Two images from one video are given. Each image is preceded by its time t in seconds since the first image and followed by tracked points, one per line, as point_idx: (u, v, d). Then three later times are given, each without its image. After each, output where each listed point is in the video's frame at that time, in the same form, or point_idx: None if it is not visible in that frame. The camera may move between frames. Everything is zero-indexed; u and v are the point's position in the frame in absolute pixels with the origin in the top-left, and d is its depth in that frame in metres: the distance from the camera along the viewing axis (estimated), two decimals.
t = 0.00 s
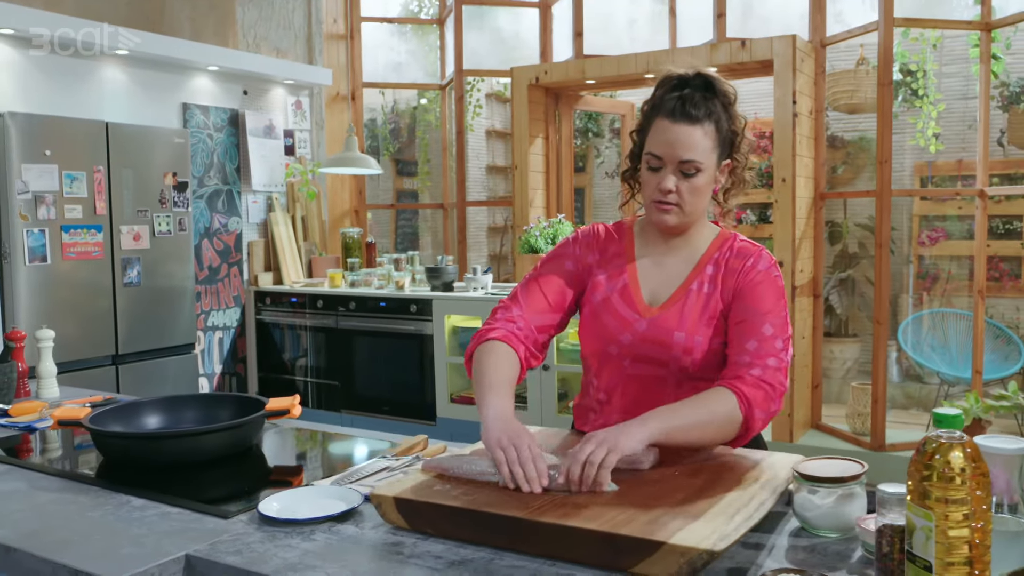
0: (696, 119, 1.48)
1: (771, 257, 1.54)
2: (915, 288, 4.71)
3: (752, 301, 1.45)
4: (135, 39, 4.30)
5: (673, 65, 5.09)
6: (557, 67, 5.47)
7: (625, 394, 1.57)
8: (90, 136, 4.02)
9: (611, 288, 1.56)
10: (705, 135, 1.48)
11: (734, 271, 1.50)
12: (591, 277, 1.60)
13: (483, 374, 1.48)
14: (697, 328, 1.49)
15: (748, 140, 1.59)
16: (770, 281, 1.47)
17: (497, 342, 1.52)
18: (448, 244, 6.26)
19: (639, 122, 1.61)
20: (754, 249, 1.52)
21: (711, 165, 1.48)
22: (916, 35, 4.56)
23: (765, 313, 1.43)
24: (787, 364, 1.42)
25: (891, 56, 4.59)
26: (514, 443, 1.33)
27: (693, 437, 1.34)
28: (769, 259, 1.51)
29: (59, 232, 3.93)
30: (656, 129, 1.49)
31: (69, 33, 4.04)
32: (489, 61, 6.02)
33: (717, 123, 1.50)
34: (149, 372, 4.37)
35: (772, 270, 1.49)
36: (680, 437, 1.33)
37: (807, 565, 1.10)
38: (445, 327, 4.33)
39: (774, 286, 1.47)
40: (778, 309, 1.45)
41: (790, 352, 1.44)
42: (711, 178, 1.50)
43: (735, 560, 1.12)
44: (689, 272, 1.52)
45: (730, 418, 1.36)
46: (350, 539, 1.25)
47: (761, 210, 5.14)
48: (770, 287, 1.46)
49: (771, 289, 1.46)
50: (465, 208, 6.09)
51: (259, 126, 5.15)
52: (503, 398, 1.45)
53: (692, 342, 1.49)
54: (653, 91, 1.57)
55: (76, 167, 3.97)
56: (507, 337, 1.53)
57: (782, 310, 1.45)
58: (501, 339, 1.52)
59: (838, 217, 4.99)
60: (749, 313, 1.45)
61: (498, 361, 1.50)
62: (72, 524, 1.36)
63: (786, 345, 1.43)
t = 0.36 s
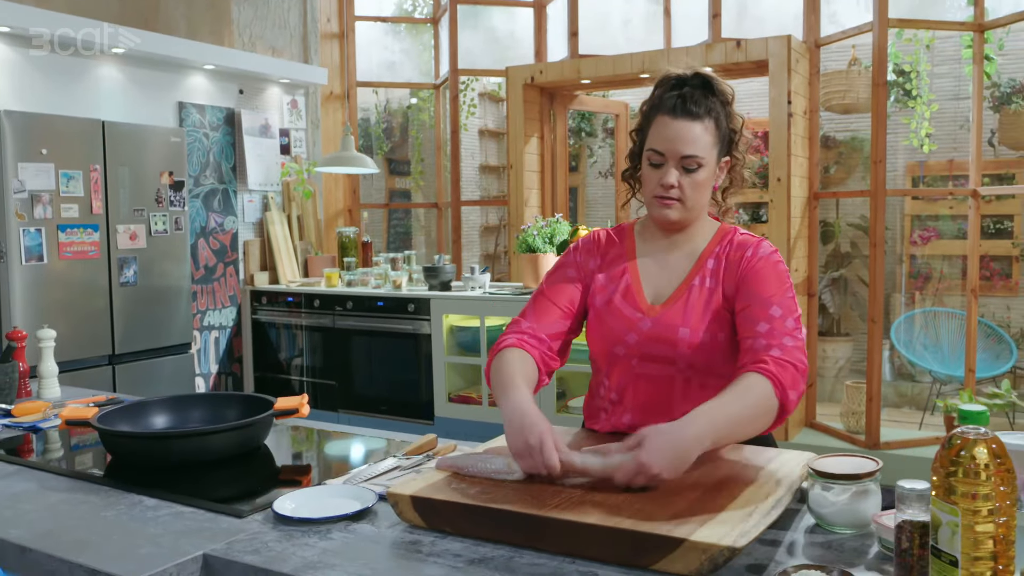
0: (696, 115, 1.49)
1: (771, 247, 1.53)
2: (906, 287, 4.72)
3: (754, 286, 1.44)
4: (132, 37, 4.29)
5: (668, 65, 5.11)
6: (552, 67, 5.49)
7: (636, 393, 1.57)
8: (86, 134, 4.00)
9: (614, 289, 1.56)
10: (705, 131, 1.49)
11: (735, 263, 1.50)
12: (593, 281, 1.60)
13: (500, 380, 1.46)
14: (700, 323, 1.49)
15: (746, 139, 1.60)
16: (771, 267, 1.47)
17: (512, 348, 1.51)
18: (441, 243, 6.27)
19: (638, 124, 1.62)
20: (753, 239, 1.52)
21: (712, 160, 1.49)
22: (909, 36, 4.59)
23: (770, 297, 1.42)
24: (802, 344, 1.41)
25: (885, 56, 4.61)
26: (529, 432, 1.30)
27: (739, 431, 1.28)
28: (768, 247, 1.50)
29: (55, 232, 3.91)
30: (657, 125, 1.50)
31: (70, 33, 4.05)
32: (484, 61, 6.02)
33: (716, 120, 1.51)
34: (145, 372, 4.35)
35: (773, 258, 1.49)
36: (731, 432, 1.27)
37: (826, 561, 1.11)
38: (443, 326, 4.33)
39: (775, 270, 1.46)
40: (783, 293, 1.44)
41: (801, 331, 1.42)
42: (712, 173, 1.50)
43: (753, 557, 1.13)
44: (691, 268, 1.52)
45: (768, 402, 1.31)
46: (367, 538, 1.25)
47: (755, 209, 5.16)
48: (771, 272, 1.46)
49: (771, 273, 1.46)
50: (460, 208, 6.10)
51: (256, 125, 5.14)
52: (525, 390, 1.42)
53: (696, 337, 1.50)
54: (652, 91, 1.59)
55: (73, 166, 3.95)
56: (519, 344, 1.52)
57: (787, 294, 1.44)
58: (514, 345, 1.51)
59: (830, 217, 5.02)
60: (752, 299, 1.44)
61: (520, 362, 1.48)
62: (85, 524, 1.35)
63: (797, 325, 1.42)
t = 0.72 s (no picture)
0: (705, 119, 1.49)
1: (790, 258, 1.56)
2: (899, 287, 4.76)
3: (780, 304, 1.47)
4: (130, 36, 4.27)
5: (665, 65, 5.11)
6: (549, 67, 5.50)
7: (649, 395, 1.58)
8: (84, 133, 3.98)
9: (632, 289, 1.57)
10: (715, 134, 1.49)
11: (757, 272, 1.51)
12: (612, 280, 1.60)
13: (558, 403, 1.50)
14: (722, 330, 1.50)
15: (756, 136, 1.60)
16: (794, 281, 1.50)
17: (563, 373, 1.53)
18: (437, 243, 6.27)
19: (648, 128, 1.62)
20: (774, 248, 1.54)
21: (724, 162, 1.49)
22: (906, 37, 4.62)
23: (796, 317, 1.46)
24: (824, 365, 1.46)
25: (881, 56, 4.63)
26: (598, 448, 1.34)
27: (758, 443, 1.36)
28: (790, 259, 1.53)
29: (53, 231, 3.90)
30: (668, 131, 1.51)
31: (69, 33, 4.07)
32: (480, 60, 6.02)
33: (725, 122, 1.51)
34: (142, 373, 4.33)
35: (795, 271, 1.52)
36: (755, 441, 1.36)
37: (843, 559, 1.12)
38: (442, 326, 4.32)
39: (797, 285, 1.50)
40: (806, 311, 1.47)
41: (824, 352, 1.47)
42: (725, 176, 1.50)
43: (772, 555, 1.14)
44: (711, 274, 1.53)
45: (796, 419, 1.39)
46: (384, 538, 1.25)
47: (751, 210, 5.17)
48: (795, 287, 1.49)
49: (795, 289, 1.49)
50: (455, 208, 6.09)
51: (253, 124, 5.13)
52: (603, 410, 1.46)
53: (716, 343, 1.50)
54: (660, 94, 1.59)
55: (70, 166, 3.93)
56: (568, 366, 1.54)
57: (810, 313, 1.48)
58: (564, 369, 1.53)
59: (825, 217, 5.04)
60: (779, 318, 1.47)
61: (579, 384, 1.51)
62: (99, 525, 1.35)
63: (820, 346, 1.46)
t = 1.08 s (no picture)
0: (706, 119, 1.49)
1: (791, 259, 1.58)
2: (882, 287, 4.81)
3: (785, 303, 1.48)
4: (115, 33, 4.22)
5: (652, 65, 5.13)
6: (536, 67, 5.50)
7: (651, 391, 1.57)
8: (69, 132, 3.94)
9: (638, 285, 1.57)
10: (717, 134, 1.49)
11: (762, 272, 1.52)
12: (617, 274, 1.60)
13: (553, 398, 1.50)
14: (728, 328, 1.51)
15: (758, 134, 1.61)
16: (798, 281, 1.51)
17: (558, 364, 1.53)
18: (422, 243, 6.26)
19: (650, 129, 1.62)
20: (778, 249, 1.55)
21: (726, 161, 1.49)
22: (890, 39, 4.66)
23: (801, 316, 1.47)
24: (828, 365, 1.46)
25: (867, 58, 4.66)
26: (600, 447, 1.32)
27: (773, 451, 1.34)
28: (793, 260, 1.54)
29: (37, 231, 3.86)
30: (670, 131, 1.51)
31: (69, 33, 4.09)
32: (466, 60, 6.01)
33: (726, 121, 1.51)
34: (128, 373, 4.29)
35: (798, 271, 1.53)
36: (769, 450, 1.34)
37: (849, 557, 1.13)
38: (431, 326, 4.31)
39: (801, 284, 1.51)
40: (811, 312, 1.48)
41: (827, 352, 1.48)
42: (727, 175, 1.50)
43: (778, 554, 1.14)
44: (717, 272, 1.54)
45: (803, 422, 1.39)
46: (388, 540, 1.25)
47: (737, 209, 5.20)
48: (800, 287, 1.51)
49: (799, 289, 1.50)
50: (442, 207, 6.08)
51: (239, 123, 5.10)
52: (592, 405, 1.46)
53: (722, 341, 1.50)
54: (661, 95, 1.59)
55: (55, 165, 3.89)
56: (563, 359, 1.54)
57: (815, 313, 1.49)
58: (559, 361, 1.53)
59: (808, 217, 5.06)
60: (784, 316, 1.47)
61: (573, 378, 1.50)
62: (97, 528, 1.33)
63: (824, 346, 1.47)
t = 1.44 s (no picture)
0: (703, 116, 1.50)
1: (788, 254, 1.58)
2: (867, 286, 4.86)
3: (783, 302, 1.49)
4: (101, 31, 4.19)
5: (639, 65, 5.14)
6: (522, 66, 5.49)
7: (650, 389, 1.59)
8: (55, 129, 3.90)
9: (633, 285, 1.57)
10: (715, 131, 1.49)
11: (759, 271, 1.53)
12: (612, 274, 1.60)
13: (562, 394, 1.47)
14: (725, 326, 1.51)
15: (753, 130, 1.61)
16: (796, 279, 1.51)
17: (564, 362, 1.51)
18: (407, 242, 6.24)
19: (645, 128, 1.62)
20: (774, 245, 1.55)
21: (724, 158, 1.50)
22: (875, 40, 4.70)
23: (799, 315, 1.48)
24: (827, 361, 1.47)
25: (852, 59, 4.70)
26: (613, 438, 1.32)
27: (782, 450, 1.35)
28: (790, 257, 1.54)
29: (22, 229, 3.81)
30: (667, 129, 1.51)
31: (69, 33, 4.12)
32: (452, 59, 6.00)
33: (722, 118, 1.52)
34: (113, 374, 4.25)
35: (795, 268, 1.53)
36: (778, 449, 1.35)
37: (855, 553, 1.13)
38: (420, 325, 4.30)
39: (799, 282, 1.51)
40: (808, 310, 1.49)
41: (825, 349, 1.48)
42: (725, 171, 1.51)
43: (785, 550, 1.15)
44: (713, 271, 1.54)
45: (807, 420, 1.39)
46: (394, 539, 1.24)
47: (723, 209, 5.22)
48: (798, 286, 1.51)
49: (797, 287, 1.51)
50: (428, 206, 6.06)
51: (225, 121, 5.07)
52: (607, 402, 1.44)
53: (718, 338, 1.51)
54: (655, 95, 1.59)
55: (40, 163, 3.85)
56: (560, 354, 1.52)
57: (812, 310, 1.50)
58: (565, 358, 1.51)
59: (791, 217, 5.09)
60: (782, 315, 1.48)
61: (582, 374, 1.48)
62: (97, 528, 1.31)
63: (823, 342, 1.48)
